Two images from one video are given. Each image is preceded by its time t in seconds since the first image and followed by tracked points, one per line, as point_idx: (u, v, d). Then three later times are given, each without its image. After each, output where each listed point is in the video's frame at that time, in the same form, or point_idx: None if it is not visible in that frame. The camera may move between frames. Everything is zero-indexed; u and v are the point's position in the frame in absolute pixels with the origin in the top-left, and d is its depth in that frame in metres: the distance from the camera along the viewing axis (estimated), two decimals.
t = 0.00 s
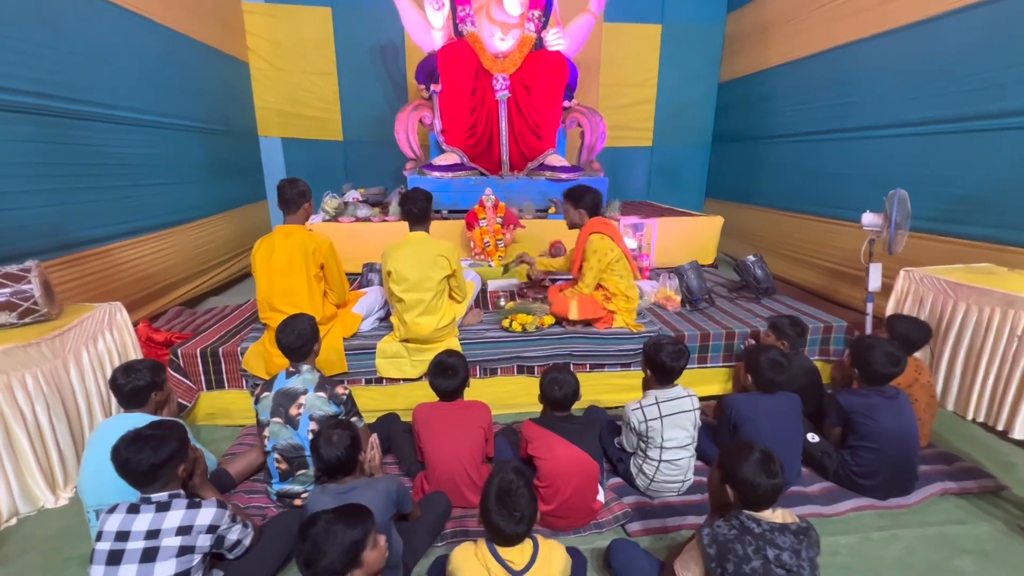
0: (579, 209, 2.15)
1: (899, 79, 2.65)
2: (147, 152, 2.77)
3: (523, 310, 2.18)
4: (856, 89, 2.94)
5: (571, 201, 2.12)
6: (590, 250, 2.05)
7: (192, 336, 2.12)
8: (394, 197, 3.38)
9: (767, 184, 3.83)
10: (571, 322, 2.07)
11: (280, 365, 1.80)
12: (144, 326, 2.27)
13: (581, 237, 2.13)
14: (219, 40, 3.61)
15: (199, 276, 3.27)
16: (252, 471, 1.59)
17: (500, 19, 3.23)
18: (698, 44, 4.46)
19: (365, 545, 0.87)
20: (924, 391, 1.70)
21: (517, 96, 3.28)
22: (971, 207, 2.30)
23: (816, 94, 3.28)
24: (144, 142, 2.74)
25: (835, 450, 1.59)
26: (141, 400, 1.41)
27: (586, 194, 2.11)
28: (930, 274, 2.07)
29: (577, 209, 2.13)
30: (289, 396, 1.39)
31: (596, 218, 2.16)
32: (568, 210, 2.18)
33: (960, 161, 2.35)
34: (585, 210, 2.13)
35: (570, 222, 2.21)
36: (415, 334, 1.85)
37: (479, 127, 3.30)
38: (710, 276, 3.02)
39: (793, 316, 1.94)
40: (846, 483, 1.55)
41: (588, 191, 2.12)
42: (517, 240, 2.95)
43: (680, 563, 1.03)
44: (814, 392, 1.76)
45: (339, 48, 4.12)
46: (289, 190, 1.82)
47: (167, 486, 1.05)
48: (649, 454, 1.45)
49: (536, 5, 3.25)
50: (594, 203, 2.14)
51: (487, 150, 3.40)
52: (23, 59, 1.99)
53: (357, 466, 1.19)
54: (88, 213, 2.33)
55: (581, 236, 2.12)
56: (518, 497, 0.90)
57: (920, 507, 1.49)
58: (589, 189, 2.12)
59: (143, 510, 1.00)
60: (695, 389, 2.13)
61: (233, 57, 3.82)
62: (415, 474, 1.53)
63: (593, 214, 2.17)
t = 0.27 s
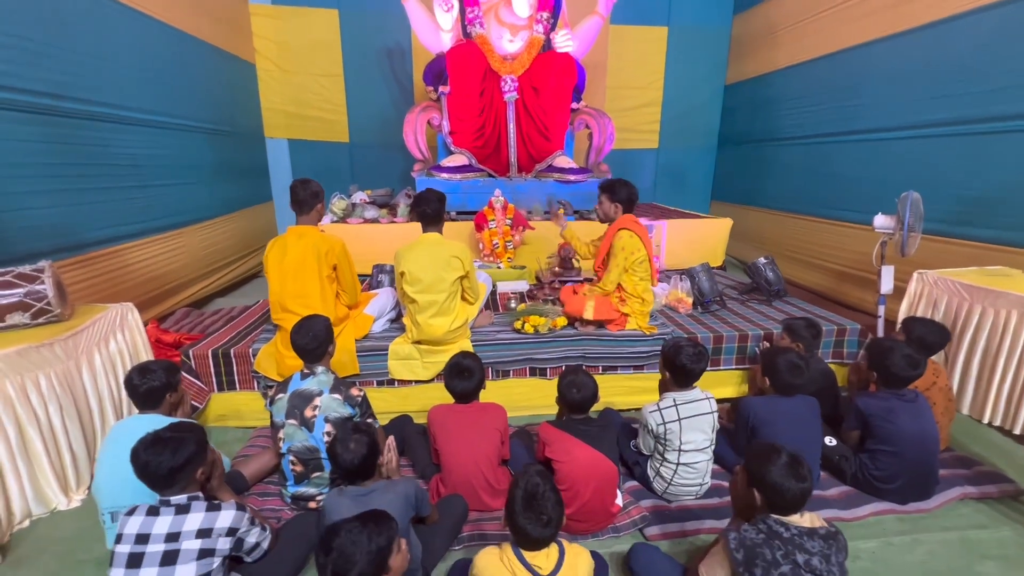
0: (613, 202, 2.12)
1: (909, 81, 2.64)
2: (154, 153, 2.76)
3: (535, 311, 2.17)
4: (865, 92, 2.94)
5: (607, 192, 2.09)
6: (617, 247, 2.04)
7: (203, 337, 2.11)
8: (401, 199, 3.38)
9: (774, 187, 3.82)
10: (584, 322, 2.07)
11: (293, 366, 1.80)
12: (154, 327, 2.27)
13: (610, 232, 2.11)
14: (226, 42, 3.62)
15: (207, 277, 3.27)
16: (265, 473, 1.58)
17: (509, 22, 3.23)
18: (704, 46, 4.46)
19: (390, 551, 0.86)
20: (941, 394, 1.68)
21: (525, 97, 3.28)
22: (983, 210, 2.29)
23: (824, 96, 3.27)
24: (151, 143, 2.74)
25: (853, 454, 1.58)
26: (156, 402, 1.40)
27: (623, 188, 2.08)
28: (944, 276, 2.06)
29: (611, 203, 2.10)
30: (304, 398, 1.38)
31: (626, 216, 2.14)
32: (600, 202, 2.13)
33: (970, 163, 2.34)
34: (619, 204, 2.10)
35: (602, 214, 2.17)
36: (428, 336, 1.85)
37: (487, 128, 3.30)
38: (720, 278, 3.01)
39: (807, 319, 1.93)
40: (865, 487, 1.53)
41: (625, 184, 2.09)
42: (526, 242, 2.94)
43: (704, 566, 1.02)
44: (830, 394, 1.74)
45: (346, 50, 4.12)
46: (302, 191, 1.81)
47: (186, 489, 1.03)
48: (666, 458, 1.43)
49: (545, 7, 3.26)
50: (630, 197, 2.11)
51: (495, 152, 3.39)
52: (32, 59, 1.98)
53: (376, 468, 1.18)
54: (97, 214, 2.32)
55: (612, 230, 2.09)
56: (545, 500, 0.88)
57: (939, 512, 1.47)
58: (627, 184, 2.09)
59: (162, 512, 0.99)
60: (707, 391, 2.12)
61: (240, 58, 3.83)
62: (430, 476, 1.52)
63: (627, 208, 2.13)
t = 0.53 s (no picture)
0: (638, 207, 2.23)
1: (914, 90, 2.66)
2: (159, 157, 2.75)
3: (547, 318, 2.17)
4: (869, 100, 2.96)
5: (635, 194, 2.19)
6: (644, 251, 2.09)
7: (212, 342, 2.09)
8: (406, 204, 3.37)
9: (778, 194, 3.84)
10: (598, 327, 2.09)
11: (305, 372, 1.79)
12: (160, 333, 2.24)
13: (634, 236, 2.17)
14: (232, 47, 3.62)
15: (210, 282, 3.25)
16: (279, 481, 1.56)
17: (516, 28, 3.24)
18: (707, 55, 4.50)
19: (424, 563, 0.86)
20: (956, 402, 1.68)
21: (532, 104, 3.29)
22: (991, 217, 2.30)
23: (828, 104, 3.30)
24: (156, 147, 2.72)
25: (870, 461, 1.57)
26: (170, 408, 1.38)
27: (651, 194, 2.19)
28: (953, 284, 2.06)
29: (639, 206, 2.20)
30: (321, 404, 1.36)
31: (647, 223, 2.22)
32: (625, 206, 2.25)
33: (978, 171, 2.35)
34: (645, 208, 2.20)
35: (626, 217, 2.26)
36: (440, 341, 1.84)
37: (494, 134, 3.30)
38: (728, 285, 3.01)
39: (820, 325, 1.93)
40: (883, 494, 1.52)
41: (651, 189, 2.20)
42: (533, 248, 2.93)
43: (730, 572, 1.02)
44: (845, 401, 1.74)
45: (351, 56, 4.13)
46: (316, 197, 1.80)
47: (209, 497, 1.02)
48: (686, 464, 1.43)
49: (551, 14, 3.27)
50: (655, 203, 2.21)
51: (501, 158, 3.40)
52: (42, 62, 1.98)
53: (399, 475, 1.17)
54: (105, 218, 2.31)
55: (637, 234, 2.16)
56: (579, 508, 0.88)
57: (958, 519, 1.47)
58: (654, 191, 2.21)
59: (185, 520, 0.98)
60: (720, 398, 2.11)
61: (245, 63, 3.83)
62: (446, 483, 1.50)
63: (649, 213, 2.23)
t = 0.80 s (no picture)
0: (655, 213, 2.23)
1: (929, 99, 2.66)
2: (179, 165, 2.78)
3: (567, 325, 2.17)
4: (882, 108, 2.97)
5: (653, 202, 2.20)
6: (665, 259, 2.11)
7: (233, 349, 2.11)
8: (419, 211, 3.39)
9: (790, 202, 3.83)
10: (616, 336, 2.09)
11: (326, 380, 1.78)
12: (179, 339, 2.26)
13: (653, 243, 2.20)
14: (248, 56, 3.66)
15: (224, 289, 3.27)
16: (303, 488, 1.56)
17: (530, 38, 3.24)
18: (717, 63, 4.51)
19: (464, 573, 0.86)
20: (981, 412, 1.67)
21: (546, 113, 3.31)
22: (1009, 226, 2.29)
23: (840, 112, 3.30)
24: (177, 155, 2.75)
25: (896, 472, 1.55)
26: (198, 415, 1.39)
27: (668, 201, 2.21)
28: (975, 292, 2.05)
29: (657, 213, 2.21)
30: (347, 412, 1.36)
31: (662, 230, 2.26)
32: (643, 212, 2.25)
33: (995, 180, 2.34)
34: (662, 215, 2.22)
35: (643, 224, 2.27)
36: (461, 349, 1.84)
37: (507, 142, 3.32)
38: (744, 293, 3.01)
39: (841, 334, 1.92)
40: (911, 505, 1.51)
41: (668, 196, 2.23)
42: (548, 256, 2.94)
43: None
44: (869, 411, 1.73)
45: (364, 65, 4.16)
46: (339, 205, 1.83)
47: (244, 504, 1.03)
48: (712, 474, 1.42)
49: (565, 24, 3.29)
50: (672, 209, 2.24)
51: (515, 165, 3.41)
52: (69, 72, 2.01)
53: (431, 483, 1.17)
54: (126, 225, 2.34)
55: (657, 240, 2.18)
56: (617, 519, 0.88)
57: (987, 532, 1.45)
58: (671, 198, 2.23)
59: (221, 528, 0.99)
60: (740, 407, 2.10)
61: (260, 72, 3.87)
62: (470, 492, 1.50)
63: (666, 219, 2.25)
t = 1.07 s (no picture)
0: (659, 218, 2.22)
1: (937, 105, 2.67)
2: (190, 170, 2.80)
3: (577, 331, 2.17)
4: (888, 115, 2.97)
5: (657, 208, 2.19)
6: (671, 265, 2.10)
7: (244, 353, 2.11)
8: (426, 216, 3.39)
9: (797, 207, 3.83)
10: (626, 343, 2.08)
11: (338, 386, 1.78)
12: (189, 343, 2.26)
13: (659, 249, 2.19)
14: (257, 62, 3.69)
15: (232, 293, 3.28)
16: (316, 493, 1.56)
17: (538, 44, 3.26)
18: (723, 69, 4.53)
19: None
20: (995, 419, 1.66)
21: (553, 118, 3.32)
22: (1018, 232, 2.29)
23: (846, 119, 3.31)
24: (188, 160, 2.77)
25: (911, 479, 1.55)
26: (212, 420, 1.39)
27: (671, 206, 2.19)
28: (986, 299, 2.05)
29: (660, 218, 2.20)
30: (362, 417, 1.36)
31: (666, 235, 2.25)
32: (646, 218, 2.24)
33: (1005, 186, 2.34)
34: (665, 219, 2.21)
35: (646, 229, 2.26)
36: (473, 354, 1.84)
37: (515, 148, 3.34)
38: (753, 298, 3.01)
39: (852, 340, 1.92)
40: (927, 513, 1.50)
41: (671, 200, 2.21)
42: (556, 261, 2.94)
43: None
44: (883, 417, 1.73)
45: (371, 71, 4.19)
46: (352, 210, 1.84)
47: (263, 510, 1.03)
48: (727, 481, 1.42)
49: (573, 30, 3.31)
50: (676, 213, 2.22)
51: (522, 171, 3.42)
52: (85, 78, 2.03)
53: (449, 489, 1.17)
54: (139, 229, 2.35)
55: (661, 246, 2.18)
56: (641, 526, 0.88)
57: (1004, 540, 1.44)
58: (673, 202, 2.20)
59: (241, 534, 0.99)
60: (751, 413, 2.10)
61: (269, 77, 3.89)
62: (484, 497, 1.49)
63: (670, 223, 2.23)
